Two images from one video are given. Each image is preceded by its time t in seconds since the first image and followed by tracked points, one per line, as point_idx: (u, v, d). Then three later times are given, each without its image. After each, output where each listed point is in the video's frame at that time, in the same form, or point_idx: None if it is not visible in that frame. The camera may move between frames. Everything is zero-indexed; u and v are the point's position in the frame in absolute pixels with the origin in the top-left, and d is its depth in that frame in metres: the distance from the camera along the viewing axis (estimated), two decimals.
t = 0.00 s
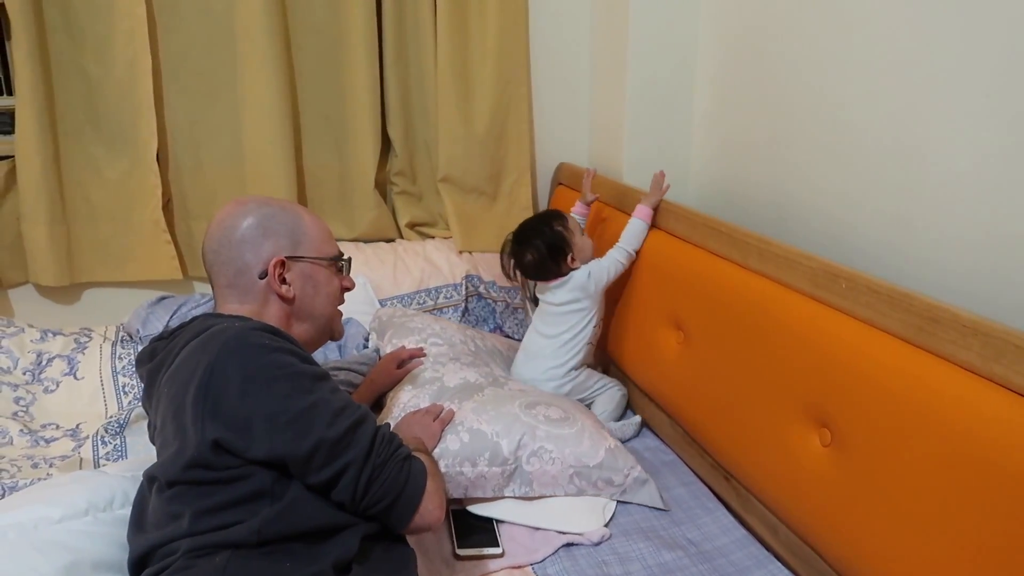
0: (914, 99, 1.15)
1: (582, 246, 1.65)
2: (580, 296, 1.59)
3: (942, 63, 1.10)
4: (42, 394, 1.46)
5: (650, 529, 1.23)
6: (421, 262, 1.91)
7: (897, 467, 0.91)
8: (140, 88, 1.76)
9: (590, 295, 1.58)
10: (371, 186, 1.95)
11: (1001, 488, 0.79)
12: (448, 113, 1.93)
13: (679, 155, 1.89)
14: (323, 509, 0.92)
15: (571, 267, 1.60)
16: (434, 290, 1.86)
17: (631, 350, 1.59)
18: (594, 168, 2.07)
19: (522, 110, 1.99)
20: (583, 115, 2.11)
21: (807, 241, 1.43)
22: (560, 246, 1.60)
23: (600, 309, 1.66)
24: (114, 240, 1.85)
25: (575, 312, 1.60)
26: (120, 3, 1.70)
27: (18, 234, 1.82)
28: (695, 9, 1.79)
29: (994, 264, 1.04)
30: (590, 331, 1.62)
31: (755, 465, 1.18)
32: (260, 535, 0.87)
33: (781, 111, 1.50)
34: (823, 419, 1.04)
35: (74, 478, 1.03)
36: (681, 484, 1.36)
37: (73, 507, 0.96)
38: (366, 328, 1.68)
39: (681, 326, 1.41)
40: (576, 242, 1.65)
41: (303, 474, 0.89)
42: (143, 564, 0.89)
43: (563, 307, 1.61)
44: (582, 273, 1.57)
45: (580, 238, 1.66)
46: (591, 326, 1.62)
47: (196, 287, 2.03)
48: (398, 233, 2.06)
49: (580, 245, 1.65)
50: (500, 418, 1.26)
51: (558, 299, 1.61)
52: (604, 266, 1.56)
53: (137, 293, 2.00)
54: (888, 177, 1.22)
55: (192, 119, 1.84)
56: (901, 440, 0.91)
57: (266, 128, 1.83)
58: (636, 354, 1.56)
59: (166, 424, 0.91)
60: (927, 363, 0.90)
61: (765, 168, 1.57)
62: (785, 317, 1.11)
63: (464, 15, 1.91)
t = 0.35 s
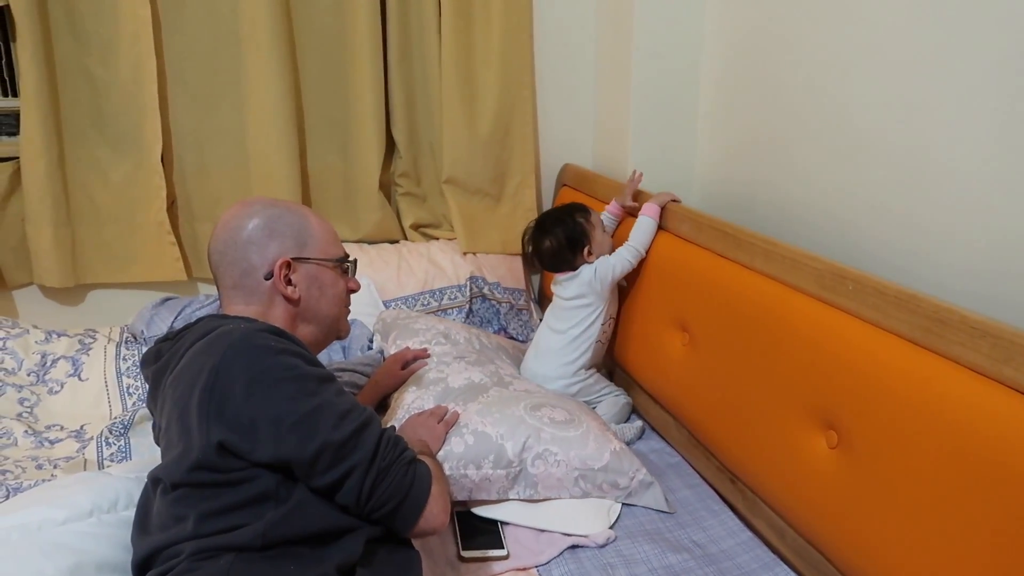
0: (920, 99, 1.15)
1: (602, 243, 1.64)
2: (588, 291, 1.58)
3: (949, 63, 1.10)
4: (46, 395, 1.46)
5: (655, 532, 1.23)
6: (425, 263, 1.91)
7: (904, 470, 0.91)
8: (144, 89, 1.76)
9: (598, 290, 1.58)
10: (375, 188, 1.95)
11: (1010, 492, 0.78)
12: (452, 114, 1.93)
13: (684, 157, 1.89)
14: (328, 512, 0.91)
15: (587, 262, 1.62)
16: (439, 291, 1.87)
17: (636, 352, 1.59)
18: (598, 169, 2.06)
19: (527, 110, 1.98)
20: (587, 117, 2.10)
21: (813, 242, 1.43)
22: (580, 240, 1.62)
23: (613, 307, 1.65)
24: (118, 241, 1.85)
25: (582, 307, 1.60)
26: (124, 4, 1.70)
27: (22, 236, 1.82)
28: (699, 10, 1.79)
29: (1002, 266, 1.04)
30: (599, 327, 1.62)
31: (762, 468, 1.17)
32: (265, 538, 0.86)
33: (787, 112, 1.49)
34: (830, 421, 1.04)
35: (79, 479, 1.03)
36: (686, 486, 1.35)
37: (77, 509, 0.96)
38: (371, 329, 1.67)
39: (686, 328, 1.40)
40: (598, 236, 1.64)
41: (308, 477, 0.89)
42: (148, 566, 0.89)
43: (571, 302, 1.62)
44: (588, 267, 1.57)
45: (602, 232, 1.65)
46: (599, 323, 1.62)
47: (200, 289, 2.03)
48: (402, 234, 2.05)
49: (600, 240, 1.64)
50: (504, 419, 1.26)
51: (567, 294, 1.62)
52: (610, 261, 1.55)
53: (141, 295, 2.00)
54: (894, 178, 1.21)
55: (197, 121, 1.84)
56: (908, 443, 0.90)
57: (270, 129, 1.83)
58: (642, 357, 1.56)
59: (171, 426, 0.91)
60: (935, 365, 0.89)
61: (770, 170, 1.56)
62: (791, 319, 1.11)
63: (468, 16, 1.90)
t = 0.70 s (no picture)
0: (924, 98, 1.14)
1: (600, 236, 1.64)
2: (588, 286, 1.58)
3: (953, 62, 1.09)
4: (49, 395, 1.46)
5: (657, 532, 1.23)
6: (427, 263, 1.91)
7: (907, 471, 0.90)
8: (146, 89, 1.76)
9: (598, 285, 1.58)
10: (377, 187, 1.95)
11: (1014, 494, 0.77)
12: (455, 113, 1.93)
13: (686, 156, 1.89)
14: (330, 513, 0.91)
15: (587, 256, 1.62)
16: (441, 291, 1.87)
17: (638, 352, 1.58)
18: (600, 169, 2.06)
19: (529, 110, 1.98)
20: (589, 116, 2.10)
21: (816, 242, 1.42)
22: (577, 235, 1.62)
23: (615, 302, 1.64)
24: (120, 241, 1.85)
25: (584, 303, 1.60)
26: (126, 4, 1.70)
27: (24, 235, 1.82)
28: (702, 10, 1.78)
29: (1007, 265, 1.03)
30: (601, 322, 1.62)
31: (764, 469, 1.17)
32: (266, 540, 0.86)
33: (790, 112, 1.49)
34: (833, 422, 1.03)
35: (80, 479, 1.03)
36: (689, 487, 1.35)
37: (78, 508, 0.96)
38: (373, 329, 1.67)
39: (689, 328, 1.40)
40: (595, 231, 1.65)
41: (309, 479, 0.89)
42: (149, 566, 0.89)
43: (572, 297, 1.61)
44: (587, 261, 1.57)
45: (598, 226, 1.66)
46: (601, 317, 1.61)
47: (202, 288, 2.03)
48: (404, 234, 2.05)
49: (598, 234, 1.64)
50: (506, 420, 1.25)
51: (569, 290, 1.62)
52: (611, 255, 1.55)
53: (144, 294, 2.00)
54: (898, 178, 1.20)
55: (198, 120, 1.84)
56: (911, 444, 0.90)
57: (272, 129, 1.83)
58: (645, 358, 1.56)
59: (172, 426, 0.90)
60: (939, 365, 0.88)
61: (774, 169, 1.55)
62: (794, 319, 1.10)
63: (470, 15, 1.90)
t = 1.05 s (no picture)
0: (924, 102, 1.14)
1: (596, 210, 1.64)
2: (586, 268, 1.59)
3: (954, 66, 1.09)
4: (49, 398, 1.46)
5: (658, 535, 1.22)
6: (427, 266, 1.91)
7: (908, 475, 0.90)
8: (147, 92, 1.76)
9: (596, 266, 1.59)
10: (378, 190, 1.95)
11: (1014, 499, 0.77)
12: (455, 116, 1.93)
13: (686, 160, 1.89)
14: (330, 517, 0.91)
15: (581, 229, 1.62)
16: (441, 294, 1.87)
17: (638, 354, 1.58)
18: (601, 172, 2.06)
19: (529, 113, 1.98)
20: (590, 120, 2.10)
21: (817, 245, 1.42)
22: (574, 207, 1.61)
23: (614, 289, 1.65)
24: (121, 244, 1.85)
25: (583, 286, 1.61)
26: (128, 7, 1.71)
27: (25, 238, 1.82)
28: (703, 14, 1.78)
29: (1008, 269, 1.03)
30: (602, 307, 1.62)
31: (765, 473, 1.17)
32: (265, 544, 0.86)
33: (790, 115, 1.49)
34: (834, 425, 1.03)
35: (79, 482, 1.03)
36: (689, 491, 1.35)
37: (77, 512, 0.96)
38: (372, 333, 1.66)
39: (689, 331, 1.40)
40: (592, 204, 1.64)
41: (308, 483, 0.88)
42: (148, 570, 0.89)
43: (571, 281, 1.62)
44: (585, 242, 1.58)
45: (595, 201, 1.65)
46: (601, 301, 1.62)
47: (202, 291, 2.03)
48: (404, 237, 2.05)
49: (595, 209, 1.63)
50: (505, 426, 1.25)
51: (566, 273, 1.62)
52: (608, 238, 1.56)
53: (144, 297, 2.00)
54: (899, 181, 1.20)
55: (199, 124, 1.84)
56: (912, 448, 0.89)
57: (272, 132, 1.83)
58: (646, 364, 1.56)
59: (172, 430, 0.90)
60: (940, 370, 0.88)
61: (774, 173, 1.55)
62: (795, 323, 1.10)
63: (471, 18, 1.90)
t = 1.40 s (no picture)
0: (928, 102, 1.14)
1: (607, 180, 1.63)
2: (599, 244, 1.58)
3: (957, 65, 1.09)
4: (51, 397, 1.46)
5: (660, 535, 1.22)
6: (430, 266, 1.91)
7: (913, 474, 0.90)
8: (149, 91, 1.76)
9: (605, 243, 1.58)
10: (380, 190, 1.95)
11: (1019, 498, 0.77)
12: (458, 116, 1.92)
13: (689, 159, 1.89)
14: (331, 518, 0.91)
15: (585, 194, 1.65)
16: (443, 293, 1.87)
17: (642, 354, 1.58)
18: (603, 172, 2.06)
19: (532, 113, 1.98)
20: (592, 120, 2.10)
21: (821, 244, 1.42)
22: (582, 170, 1.64)
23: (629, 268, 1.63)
24: (123, 244, 1.85)
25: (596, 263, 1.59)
26: (130, 7, 1.71)
27: (28, 237, 1.83)
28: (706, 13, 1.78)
29: (1013, 268, 1.02)
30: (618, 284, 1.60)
31: (768, 472, 1.16)
32: (266, 542, 0.86)
33: (793, 114, 1.49)
34: (838, 425, 1.03)
35: (82, 481, 1.03)
36: (692, 490, 1.35)
37: (80, 510, 0.96)
38: (375, 333, 1.66)
39: (693, 331, 1.39)
40: (605, 174, 1.64)
41: (308, 483, 0.88)
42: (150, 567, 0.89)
43: (585, 254, 1.61)
44: (597, 217, 1.57)
45: (613, 171, 1.65)
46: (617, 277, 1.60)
47: (204, 290, 2.03)
48: (407, 237, 2.05)
49: (605, 177, 1.63)
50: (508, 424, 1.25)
51: (578, 245, 1.62)
52: (619, 216, 1.55)
53: (146, 296, 2.00)
54: (903, 180, 1.20)
55: (202, 123, 1.84)
56: (916, 447, 0.89)
57: (274, 131, 1.82)
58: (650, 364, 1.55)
59: (174, 428, 0.91)
60: (943, 369, 0.88)
61: (778, 172, 1.55)
62: (799, 322, 1.10)
63: (473, 18, 1.90)
